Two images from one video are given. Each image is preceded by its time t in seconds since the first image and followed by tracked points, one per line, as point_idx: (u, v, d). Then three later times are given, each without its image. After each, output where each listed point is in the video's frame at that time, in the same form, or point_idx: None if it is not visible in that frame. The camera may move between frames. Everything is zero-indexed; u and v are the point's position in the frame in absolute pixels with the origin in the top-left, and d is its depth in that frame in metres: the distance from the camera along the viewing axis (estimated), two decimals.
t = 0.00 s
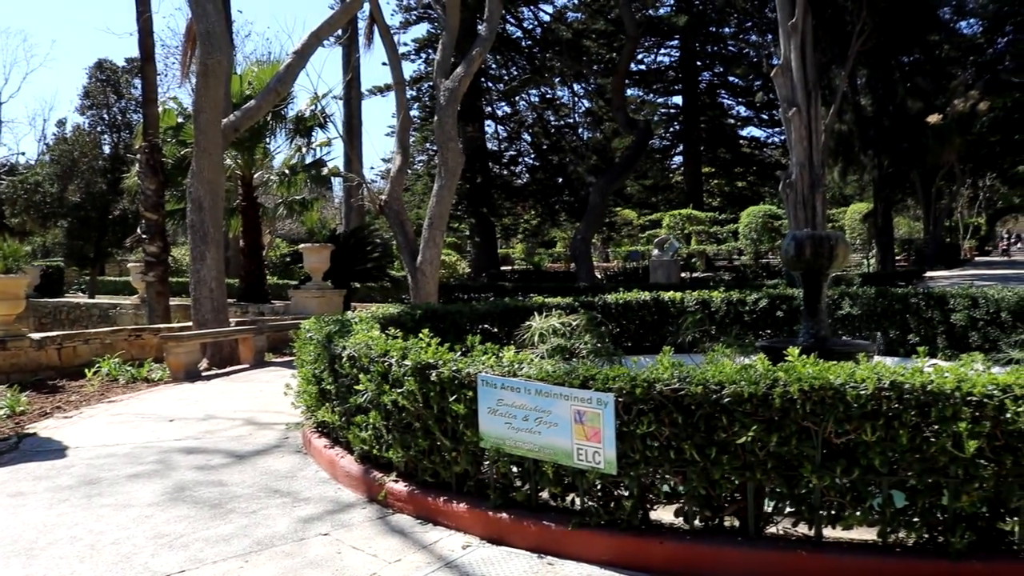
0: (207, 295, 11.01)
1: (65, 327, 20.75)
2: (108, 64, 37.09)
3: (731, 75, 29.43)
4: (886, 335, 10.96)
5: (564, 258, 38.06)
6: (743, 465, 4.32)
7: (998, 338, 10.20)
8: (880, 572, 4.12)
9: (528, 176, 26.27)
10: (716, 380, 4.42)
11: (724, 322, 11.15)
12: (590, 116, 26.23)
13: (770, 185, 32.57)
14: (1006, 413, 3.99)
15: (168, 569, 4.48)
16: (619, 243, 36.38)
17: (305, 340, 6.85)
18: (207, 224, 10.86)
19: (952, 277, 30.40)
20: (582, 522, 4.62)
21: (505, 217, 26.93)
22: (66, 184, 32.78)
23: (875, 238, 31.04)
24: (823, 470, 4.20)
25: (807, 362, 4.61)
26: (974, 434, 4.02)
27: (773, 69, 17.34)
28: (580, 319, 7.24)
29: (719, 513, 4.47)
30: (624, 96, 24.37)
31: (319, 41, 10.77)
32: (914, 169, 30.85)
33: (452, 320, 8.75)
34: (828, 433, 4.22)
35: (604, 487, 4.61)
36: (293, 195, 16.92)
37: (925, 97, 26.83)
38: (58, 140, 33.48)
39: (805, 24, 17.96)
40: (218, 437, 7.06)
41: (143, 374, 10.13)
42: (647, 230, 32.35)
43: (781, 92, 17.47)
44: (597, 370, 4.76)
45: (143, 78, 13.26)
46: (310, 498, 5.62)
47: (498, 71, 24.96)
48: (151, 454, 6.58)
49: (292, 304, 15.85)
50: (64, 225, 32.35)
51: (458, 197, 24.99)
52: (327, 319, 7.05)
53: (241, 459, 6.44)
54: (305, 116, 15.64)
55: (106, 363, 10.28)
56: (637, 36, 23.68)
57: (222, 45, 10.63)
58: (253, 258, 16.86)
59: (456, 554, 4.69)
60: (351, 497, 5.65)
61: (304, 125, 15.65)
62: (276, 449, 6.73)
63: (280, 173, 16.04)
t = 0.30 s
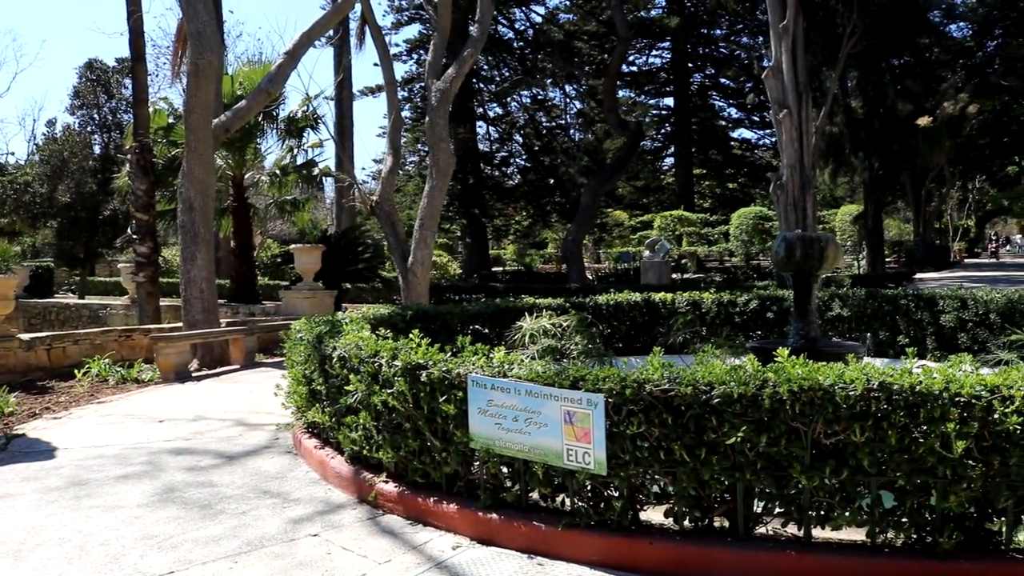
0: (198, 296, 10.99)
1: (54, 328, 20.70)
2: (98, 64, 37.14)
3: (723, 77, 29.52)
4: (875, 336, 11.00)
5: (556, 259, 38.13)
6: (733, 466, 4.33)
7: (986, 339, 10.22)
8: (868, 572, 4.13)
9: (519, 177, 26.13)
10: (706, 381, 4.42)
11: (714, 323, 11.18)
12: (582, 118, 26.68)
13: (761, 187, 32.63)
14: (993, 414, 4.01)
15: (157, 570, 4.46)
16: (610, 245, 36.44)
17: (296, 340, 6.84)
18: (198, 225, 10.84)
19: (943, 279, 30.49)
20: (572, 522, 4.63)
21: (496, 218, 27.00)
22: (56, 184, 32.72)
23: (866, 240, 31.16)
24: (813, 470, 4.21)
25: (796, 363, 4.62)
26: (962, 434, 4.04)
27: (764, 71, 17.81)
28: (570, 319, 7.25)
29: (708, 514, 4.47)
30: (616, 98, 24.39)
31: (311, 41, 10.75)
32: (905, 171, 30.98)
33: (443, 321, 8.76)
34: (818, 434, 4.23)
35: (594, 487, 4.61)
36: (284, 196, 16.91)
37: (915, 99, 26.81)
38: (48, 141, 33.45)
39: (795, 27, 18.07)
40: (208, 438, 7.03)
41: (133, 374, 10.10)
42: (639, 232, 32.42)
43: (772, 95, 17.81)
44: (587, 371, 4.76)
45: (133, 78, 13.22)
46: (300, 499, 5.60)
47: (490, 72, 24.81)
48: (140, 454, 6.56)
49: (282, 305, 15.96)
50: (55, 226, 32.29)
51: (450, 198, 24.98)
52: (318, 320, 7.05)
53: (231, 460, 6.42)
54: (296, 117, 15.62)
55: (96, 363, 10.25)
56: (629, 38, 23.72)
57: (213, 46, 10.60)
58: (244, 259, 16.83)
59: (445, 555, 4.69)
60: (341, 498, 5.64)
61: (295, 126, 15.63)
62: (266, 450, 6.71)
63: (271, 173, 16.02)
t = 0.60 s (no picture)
0: (188, 295, 10.96)
1: (44, 327, 20.63)
2: (90, 62, 37.23)
3: (714, 78, 29.62)
4: (867, 336, 11.04)
5: (548, 259, 38.16)
6: (724, 465, 4.33)
7: (976, 339, 10.20)
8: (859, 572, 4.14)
9: (511, 177, 26.30)
10: (697, 380, 4.42)
11: (706, 323, 11.21)
12: (573, 118, 26.02)
13: (752, 187, 32.70)
14: (983, 414, 4.01)
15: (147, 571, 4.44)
16: (602, 245, 36.47)
17: (286, 340, 6.82)
18: (189, 225, 10.80)
19: (933, 279, 30.60)
20: (564, 522, 4.63)
21: (488, 218, 27.03)
22: (46, 183, 32.57)
23: (857, 240, 31.26)
24: (803, 470, 4.21)
25: (787, 363, 4.63)
26: (952, 434, 4.05)
27: (757, 72, 17.91)
28: (562, 319, 7.24)
29: (699, 514, 4.47)
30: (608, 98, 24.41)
31: (302, 41, 10.73)
32: (896, 171, 31.09)
33: (434, 320, 8.72)
34: (808, 433, 4.23)
35: (585, 488, 4.60)
36: (275, 196, 16.91)
37: (905, 100, 26.69)
38: (38, 139, 33.39)
39: (787, 27, 18.22)
40: (198, 438, 7.01)
41: (123, 374, 10.07)
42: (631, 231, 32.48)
43: (764, 95, 17.97)
44: (578, 371, 4.76)
45: (124, 77, 13.17)
46: (291, 499, 5.59)
47: (482, 72, 25.03)
48: (129, 455, 6.54)
49: (274, 304, 15.94)
50: (45, 225, 32.23)
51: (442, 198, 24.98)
52: (309, 319, 7.03)
53: (221, 460, 6.40)
54: (288, 117, 15.60)
55: (86, 363, 10.22)
56: (620, 39, 23.76)
57: (204, 45, 10.56)
58: (235, 258, 16.79)
59: (437, 554, 4.68)
60: (332, 497, 5.63)
61: (287, 125, 15.61)
62: (256, 450, 6.69)
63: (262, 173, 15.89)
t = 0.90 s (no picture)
0: (179, 296, 10.93)
1: (33, 328, 20.54)
2: (79, 61, 37.13)
3: (705, 78, 29.68)
4: (857, 335, 11.07)
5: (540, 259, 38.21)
6: (714, 465, 4.33)
7: (965, 338, 10.26)
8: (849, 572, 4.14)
9: (503, 177, 26.39)
10: (688, 380, 4.43)
11: (697, 322, 11.23)
12: (565, 118, 26.19)
13: (743, 188, 32.77)
14: (972, 413, 4.04)
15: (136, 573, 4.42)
16: (593, 245, 36.49)
17: (277, 341, 6.81)
18: (179, 225, 10.77)
19: (924, 279, 30.76)
20: (555, 522, 4.63)
21: (479, 218, 27.04)
22: (36, 183, 32.42)
23: (847, 240, 31.38)
24: (793, 470, 4.22)
25: (778, 362, 4.64)
26: (941, 433, 4.07)
27: (747, 72, 17.91)
28: (553, 319, 7.25)
29: (690, 513, 4.48)
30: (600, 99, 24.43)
31: (293, 41, 10.70)
32: (886, 171, 31.21)
33: (426, 320, 8.72)
34: (799, 433, 4.24)
35: (576, 487, 4.60)
36: (266, 196, 16.89)
37: (895, 101, 26.37)
38: (27, 139, 33.26)
39: (778, 28, 18.31)
40: (188, 439, 6.99)
41: (114, 375, 10.04)
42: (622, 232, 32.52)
43: (755, 95, 17.94)
44: (569, 370, 4.76)
45: (114, 76, 13.12)
46: (282, 499, 5.58)
47: (473, 72, 25.20)
48: (119, 456, 6.51)
49: (265, 304, 15.86)
50: (34, 225, 32.09)
51: (433, 198, 24.96)
52: (300, 319, 7.02)
53: (212, 461, 6.38)
54: (279, 117, 15.58)
55: (76, 364, 10.18)
56: (612, 39, 23.79)
57: (195, 44, 10.52)
58: (226, 259, 16.74)
59: (428, 555, 4.68)
60: (322, 498, 5.61)
61: (278, 125, 15.56)
62: (247, 450, 6.68)
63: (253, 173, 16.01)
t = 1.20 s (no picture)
0: (168, 294, 10.89)
1: (20, 326, 20.42)
2: (68, 58, 36.99)
3: (696, 79, 29.75)
4: (846, 336, 11.11)
5: (530, 259, 38.22)
6: (703, 465, 4.34)
7: (953, 339, 10.31)
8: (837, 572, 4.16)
9: (493, 177, 26.21)
10: (677, 381, 4.44)
11: (686, 323, 11.24)
12: (556, 118, 26.77)
13: (733, 189, 32.86)
14: (959, 413, 4.07)
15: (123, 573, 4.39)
16: (584, 245, 36.51)
17: (266, 340, 6.79)
18: (168, 224, 10.73)
19: (912, 281, 30.94)
20: (544, 522, 4.62)
21: (470, 217, 27.03)
22: (24, 181, 32.24)
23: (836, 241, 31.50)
24: (782, 470, 4.23)
25: (766, 363, 4.65)
26: (928, 434, 4.10)
27: (738, 73, 18.10)
28: (543, 319, 7.25)
29: (678, 514, 4.48)
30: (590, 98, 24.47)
31: (284, 39, 10.67)
32: (876, 172, 31.35)
33: (415, 320, 8.71)
34: (787, 433, 4.25)
35: (565, 487, 4.60)
36: (256, 195, 16.87)
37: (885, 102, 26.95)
38: (15, 137, 33.08)
39: (769, 30, 18.41)
40: (176, 438, 6.96)
41: (102, 374, 9.99)
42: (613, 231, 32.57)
43: (745, 97, 18.15)
44: (558, 371, 4.76)
45: (103, 73, 13.05)
46: (270, 499, 5.56)
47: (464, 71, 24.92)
48: (106, 455, 6.48)
49: (254, 304, 15.81)
50: (22, 223, 31.90)
51: (424, 198, 24.94)
52: (289, 319, 7.00)
53: (200, 461, 6.36)
54: (270, 115, 15.52)
55: (64, 363, 10.12)
56: (603, 39, 23.82)
57: (184, 42, 10.47)
58: (216, 258, 16.68)
59: (416, 555, 4.67)
60: (311, 498, 5.60)
61: (267, 124, 15.51)
62: (235, 450, 6.65)
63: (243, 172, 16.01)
